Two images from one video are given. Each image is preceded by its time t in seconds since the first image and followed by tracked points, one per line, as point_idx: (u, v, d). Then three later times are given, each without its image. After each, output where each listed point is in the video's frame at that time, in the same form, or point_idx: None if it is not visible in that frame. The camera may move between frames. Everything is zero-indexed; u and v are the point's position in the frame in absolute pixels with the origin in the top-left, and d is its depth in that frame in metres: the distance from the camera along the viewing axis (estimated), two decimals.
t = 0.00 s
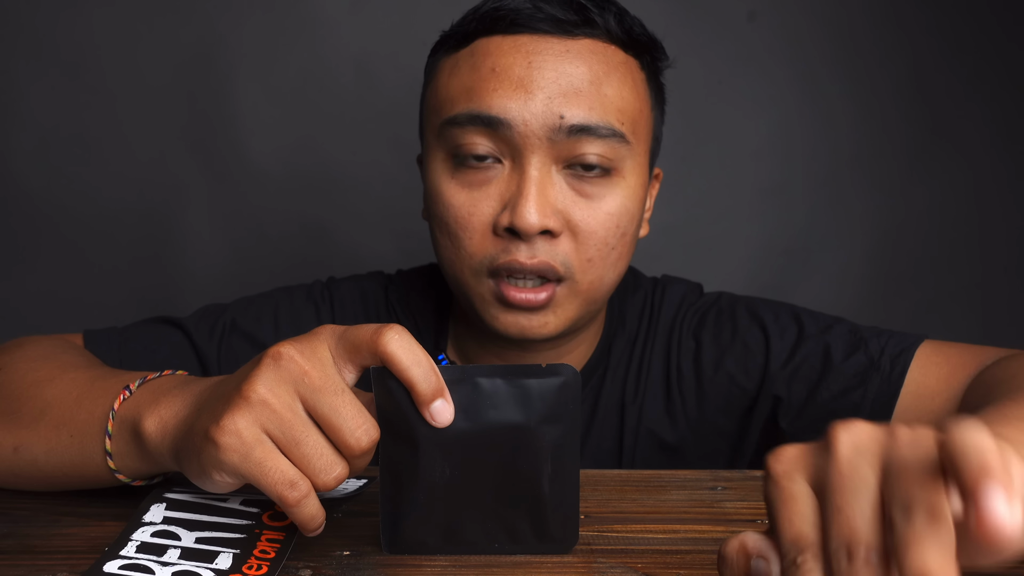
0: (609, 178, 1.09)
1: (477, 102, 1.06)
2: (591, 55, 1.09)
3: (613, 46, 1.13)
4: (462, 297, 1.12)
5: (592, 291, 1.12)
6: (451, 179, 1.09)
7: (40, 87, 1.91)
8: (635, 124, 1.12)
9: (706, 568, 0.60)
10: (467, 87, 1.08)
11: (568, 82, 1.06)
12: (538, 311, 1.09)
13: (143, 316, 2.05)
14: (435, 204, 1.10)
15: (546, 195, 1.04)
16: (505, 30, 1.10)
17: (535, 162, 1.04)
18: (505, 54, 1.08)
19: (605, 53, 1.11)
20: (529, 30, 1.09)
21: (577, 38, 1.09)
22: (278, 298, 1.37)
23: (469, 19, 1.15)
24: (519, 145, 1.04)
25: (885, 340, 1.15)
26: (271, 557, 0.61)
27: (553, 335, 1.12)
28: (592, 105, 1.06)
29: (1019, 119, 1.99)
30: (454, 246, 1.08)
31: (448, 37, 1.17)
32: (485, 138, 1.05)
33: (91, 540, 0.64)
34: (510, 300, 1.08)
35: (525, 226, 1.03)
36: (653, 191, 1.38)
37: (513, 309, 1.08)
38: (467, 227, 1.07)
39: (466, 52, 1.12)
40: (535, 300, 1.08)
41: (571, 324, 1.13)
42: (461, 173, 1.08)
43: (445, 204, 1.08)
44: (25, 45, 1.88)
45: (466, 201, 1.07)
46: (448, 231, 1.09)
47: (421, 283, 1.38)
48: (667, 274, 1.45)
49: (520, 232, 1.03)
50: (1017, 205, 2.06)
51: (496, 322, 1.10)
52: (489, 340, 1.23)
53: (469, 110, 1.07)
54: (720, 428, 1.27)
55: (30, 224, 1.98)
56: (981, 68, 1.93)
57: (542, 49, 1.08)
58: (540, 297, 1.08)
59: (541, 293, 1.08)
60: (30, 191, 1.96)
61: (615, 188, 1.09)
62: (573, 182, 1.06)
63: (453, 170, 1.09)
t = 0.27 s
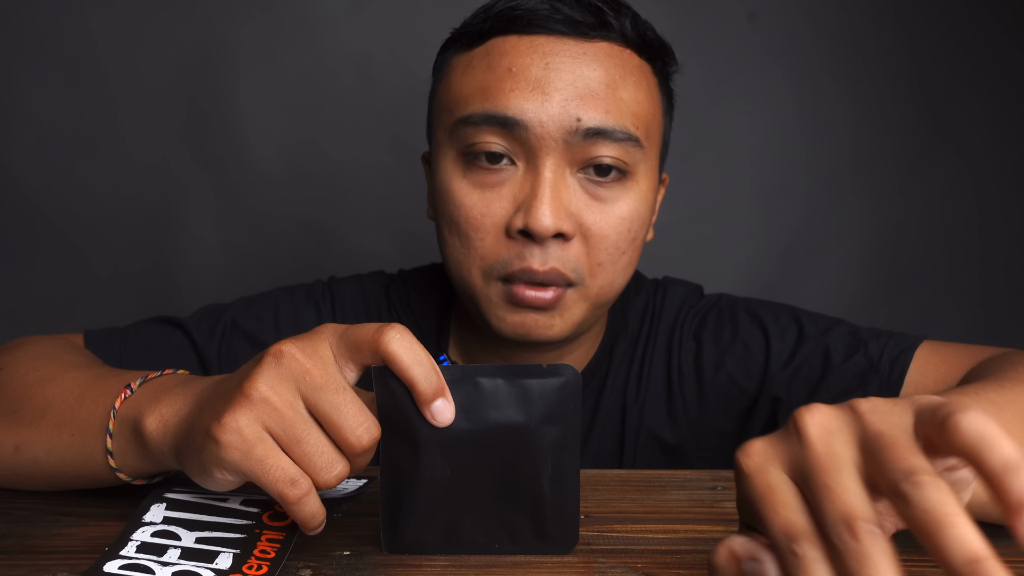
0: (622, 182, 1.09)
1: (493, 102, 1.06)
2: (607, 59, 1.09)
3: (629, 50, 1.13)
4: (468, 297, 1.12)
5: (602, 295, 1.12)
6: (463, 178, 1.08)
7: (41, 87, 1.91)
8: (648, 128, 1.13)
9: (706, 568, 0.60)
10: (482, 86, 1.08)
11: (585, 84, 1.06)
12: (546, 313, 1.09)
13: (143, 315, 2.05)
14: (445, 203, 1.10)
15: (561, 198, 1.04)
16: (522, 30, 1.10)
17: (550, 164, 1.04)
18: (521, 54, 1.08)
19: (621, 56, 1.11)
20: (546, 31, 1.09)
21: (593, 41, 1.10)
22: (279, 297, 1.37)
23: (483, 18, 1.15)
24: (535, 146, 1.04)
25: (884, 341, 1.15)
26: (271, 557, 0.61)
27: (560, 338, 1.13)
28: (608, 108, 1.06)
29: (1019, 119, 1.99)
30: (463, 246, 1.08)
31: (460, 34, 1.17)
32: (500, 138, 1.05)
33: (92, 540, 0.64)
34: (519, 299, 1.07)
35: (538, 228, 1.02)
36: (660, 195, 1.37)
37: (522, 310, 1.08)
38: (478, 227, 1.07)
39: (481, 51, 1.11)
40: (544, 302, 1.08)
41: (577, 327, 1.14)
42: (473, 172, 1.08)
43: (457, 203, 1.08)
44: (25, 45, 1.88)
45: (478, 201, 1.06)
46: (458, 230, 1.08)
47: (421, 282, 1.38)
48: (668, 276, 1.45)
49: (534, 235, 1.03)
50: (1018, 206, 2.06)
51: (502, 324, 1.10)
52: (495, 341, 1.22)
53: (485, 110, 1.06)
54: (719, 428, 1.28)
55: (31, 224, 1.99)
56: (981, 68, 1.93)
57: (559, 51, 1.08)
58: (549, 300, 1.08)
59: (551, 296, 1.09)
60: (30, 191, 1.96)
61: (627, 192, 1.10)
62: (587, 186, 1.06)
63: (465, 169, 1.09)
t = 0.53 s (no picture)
0: (630, 183, 1.09)
1: (505, 97, 1.06)
2: (620, 58, 1.09)
3: (640, 52, 1.13)
4: (472, 295, 1.12)
5: (609, 295, 1.12)
6: (470, 174, 1.08)
7: (41, 87, 1.91)
8: (657, 129, 1.13)
9: (706, 568, 0.60)
10: (493, 82, 1.08)
11: (596, 82, 1.06)
12: (553, 311, 1.09)
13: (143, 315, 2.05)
14: (451, 199, 1.10)
15: (570, 197, 1.04)
16: (534, 28, 1.09)
17: (559, 162, 1.04)
18: (532, 50, 1.08)
19: (632, 57, 1.11)
20: (558, 28, 1.09)
21: (605, 41, 1.09)
22: (278, 297, 1.37)
23: (494, 14, 1.14)
24: (545, 142, 1.04)
25: (883, 340, 1.15)
26: (271, 557, 0.61)
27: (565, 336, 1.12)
28: (619, 107, 1.06)
29: (1019, 120, 1.99)
30: (467, 242, 1.08)
31: (470, 29, 1.16)
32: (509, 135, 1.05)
33: (91, 540, 0.64)
34: (525, 298, 1.08)
35: (547, 226, 1.02)
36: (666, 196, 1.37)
37: (528, 307, 1.08)
38: (484, 223, 1.07)
39: (491, 46, 1.11)
40: (549, 300, 1.08)
41: (584, 326, 1.14)
42: (481, 168, 1.08)
43: (464, 199, 1.08)
44: (25, 45, 1.88)
45: (486, 198, 1.06)
46: (463, 227, 1.08)
47: (421, 282, 1.38)
48: (667, 275, 1.45)
49: (542, 232, 1.03)
50: (1018, 206, 2.06)
51: (508, 322, 1.10)
52: (498, 339, 1.22)
53: (496, 103, 1.06)
54: (718, 429, 1.28)
55: (31, 224, 1.99)
56: (981, 69, 1.93)
57: (571, 48, 1.07)
58: (555, 298, 1.08)
59: (557, 294, 1.09)
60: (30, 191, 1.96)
61: (636, 192, 1.10)
62: (596, 185, 1.06)
63: (473, 165, 1.08)
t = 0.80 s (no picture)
0: (636, 185, 1.10)
1: (512, 97, 1.06)
2: (628, 60, 1.09)
3: (649, 53, 1.13)
4: (477, 295, 1.12)
5: (614, 296, 1.13)
6: (477, 175, 1.08)
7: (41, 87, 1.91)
8: (663, 131, 1.13)
9: (706, 568, 0.60)
10: (501, 82, 1.08)
11: (603, 83, 1.06)
12: (558, 312, 1.09)
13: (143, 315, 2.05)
14: (457, 199, 1.10)
15: (576, 198, 1.04)
16: (542, 28, 1.09)
17: (566, 164, 1.04)
18: (540, 51, 1.07)
19: (641, 59, 1.11)
20: (567, 28, 1.08)
21: (614, 42, 1.09)
22: (278, 297, 1.37)
23: (501, 13, 1.14)
24: (552, 143, 1.03)
25: (884, 340, 1.15)
26: (271, 557, 0.61)
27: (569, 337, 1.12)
28: (627, 110, 1.06)
29: (1019, 120, 1.99)
30: (474, 243, 1.08)
31: (477, 28, 1.16)
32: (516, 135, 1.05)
33: (91, 540, 0.64)
34: (531, 298, 1.07)
35: (553, 228, 1.02)
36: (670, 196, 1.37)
37: (534, 308, 1.08)
38: (490, 224, 1.07)
39: (499, 46, 1.11)
40: (555, 302, 1.08)
41: (588, 327, 1.14)
42: (488, 168, 1.07)
43: (470, 199, 1.08)
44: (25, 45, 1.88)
45: (492, 198, 1.06)
46: (469, 227, 1.08)
47: (421, 282, 1.38)
48: (668, 275, 1.45)
49: (548, 234, 1.03)
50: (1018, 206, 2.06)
51: (513, 322, 1.10)
52: (500, 339, 1.22)
53: (503, 104, 1.06)
54: (720, 429, 1.28)
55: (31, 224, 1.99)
56: (982, 69, 1.93)
57: (579, 49, 1.07)
58: (561, 299, 1.08)
59: (562, 295, 1.08)
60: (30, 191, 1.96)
61: (642, 194, 1.10)
62: (603, 187, 1.06)
63: (479, 165, 1.08)
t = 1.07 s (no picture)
0: (637, 184, 1.09)
1: (512, 97, 1.06)
2: (629, 59, 1.09)
3: (650, 51, 1.14)
4: (477, 294, 1.12)
5: (613, 295, 1.12)
6: (477, 174, 1.08)
7: (41, 87, 1.91)
8: (664, 130, 1.13)
9: (707, 568, 0.60)
10: (501, 81, 1.08)
11: (604, 83, 1.06)
12: (558, 313, 1.09)
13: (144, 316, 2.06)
14: (457, 198, 1.10)
15: (576, 198, 1.04)
16: (544, 26, 1.10)
17: (566, 163, 1.04)
18: (540, 50, 1.07)
19: (643, 58, 1.11)
20: (568, 27, 1.09)
21: (615, 41, 1.09)
22: (278, 297, 1.37)
23: (501, 11, 1.14)
24: (553, 143, 1.03)
25: (885, 341, 1.15)
26: (271, 557, 0.61)
27: (569, 337, 1.12)
28: (628, 109, 1.06)
29: (1019, 120, 1.99)
30: (474, 242, 1.08)
31: (478, 27, 1.16)
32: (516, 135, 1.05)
33: (91, 540, 0.64)
34: (531, 299, 1.08)
35: (554, 228, 1.02)
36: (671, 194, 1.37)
37: (534, 308, 1.08)
38: (490, 224, 1.06)
39: (500, 44, 1.11)
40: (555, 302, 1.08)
41: (588, 326, 1.14)
42: (488, 168, 1.07)
43: (470, 199, 1.08)
44: (24, 44, 1.88)
45: (493, 198, 1.06)
46: (469, 227, 1.08)
47: (421, 282, 1.38)
48: (668, 274, 1.45)
49: (548, 234, 1.03)
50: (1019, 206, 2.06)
51: (513, 322, 1.10)
52: (500, 339, 1.22)
53: (503, 103, 1.06)
54: (720, 429, 1.28)
55: (31, 225, 1.99)
56: (982, 69, 1.93)
57: (579, 48, 1.07)
58: (561, 300, 1.08)
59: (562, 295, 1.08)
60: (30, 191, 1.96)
61: (642, 194, 1.10)
62: (603, 186, 1.06)
63: (479, 164, 1.08)
